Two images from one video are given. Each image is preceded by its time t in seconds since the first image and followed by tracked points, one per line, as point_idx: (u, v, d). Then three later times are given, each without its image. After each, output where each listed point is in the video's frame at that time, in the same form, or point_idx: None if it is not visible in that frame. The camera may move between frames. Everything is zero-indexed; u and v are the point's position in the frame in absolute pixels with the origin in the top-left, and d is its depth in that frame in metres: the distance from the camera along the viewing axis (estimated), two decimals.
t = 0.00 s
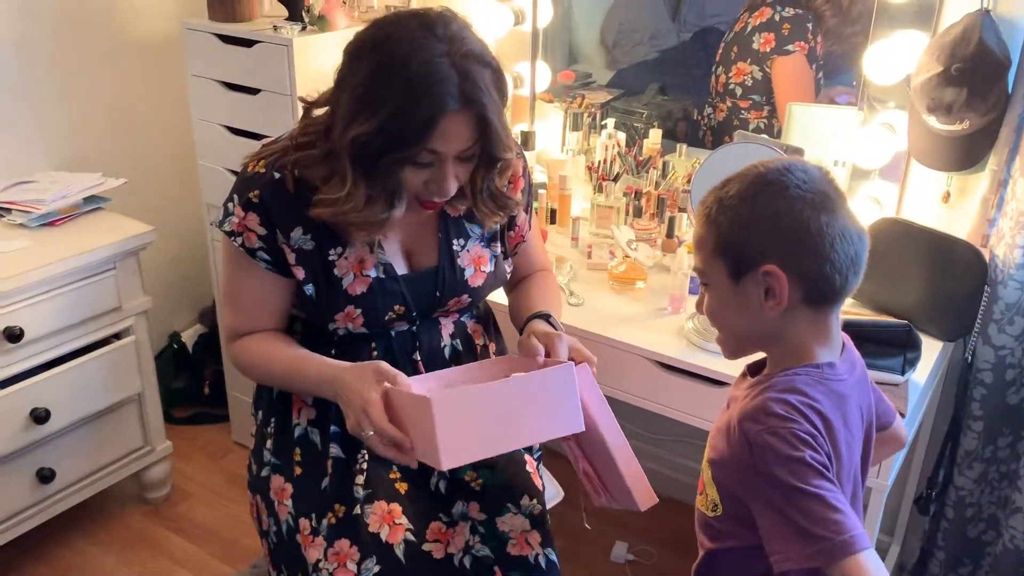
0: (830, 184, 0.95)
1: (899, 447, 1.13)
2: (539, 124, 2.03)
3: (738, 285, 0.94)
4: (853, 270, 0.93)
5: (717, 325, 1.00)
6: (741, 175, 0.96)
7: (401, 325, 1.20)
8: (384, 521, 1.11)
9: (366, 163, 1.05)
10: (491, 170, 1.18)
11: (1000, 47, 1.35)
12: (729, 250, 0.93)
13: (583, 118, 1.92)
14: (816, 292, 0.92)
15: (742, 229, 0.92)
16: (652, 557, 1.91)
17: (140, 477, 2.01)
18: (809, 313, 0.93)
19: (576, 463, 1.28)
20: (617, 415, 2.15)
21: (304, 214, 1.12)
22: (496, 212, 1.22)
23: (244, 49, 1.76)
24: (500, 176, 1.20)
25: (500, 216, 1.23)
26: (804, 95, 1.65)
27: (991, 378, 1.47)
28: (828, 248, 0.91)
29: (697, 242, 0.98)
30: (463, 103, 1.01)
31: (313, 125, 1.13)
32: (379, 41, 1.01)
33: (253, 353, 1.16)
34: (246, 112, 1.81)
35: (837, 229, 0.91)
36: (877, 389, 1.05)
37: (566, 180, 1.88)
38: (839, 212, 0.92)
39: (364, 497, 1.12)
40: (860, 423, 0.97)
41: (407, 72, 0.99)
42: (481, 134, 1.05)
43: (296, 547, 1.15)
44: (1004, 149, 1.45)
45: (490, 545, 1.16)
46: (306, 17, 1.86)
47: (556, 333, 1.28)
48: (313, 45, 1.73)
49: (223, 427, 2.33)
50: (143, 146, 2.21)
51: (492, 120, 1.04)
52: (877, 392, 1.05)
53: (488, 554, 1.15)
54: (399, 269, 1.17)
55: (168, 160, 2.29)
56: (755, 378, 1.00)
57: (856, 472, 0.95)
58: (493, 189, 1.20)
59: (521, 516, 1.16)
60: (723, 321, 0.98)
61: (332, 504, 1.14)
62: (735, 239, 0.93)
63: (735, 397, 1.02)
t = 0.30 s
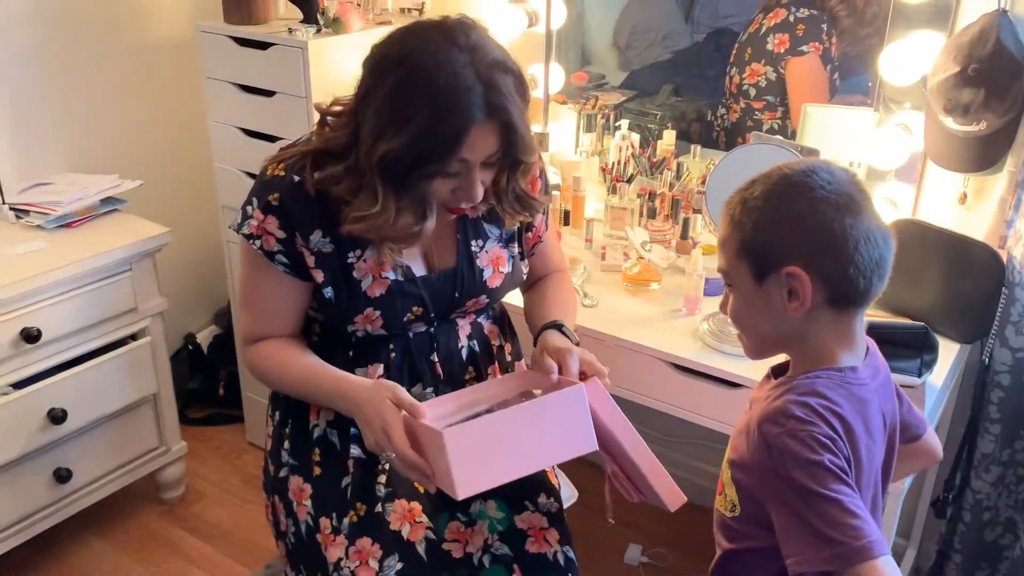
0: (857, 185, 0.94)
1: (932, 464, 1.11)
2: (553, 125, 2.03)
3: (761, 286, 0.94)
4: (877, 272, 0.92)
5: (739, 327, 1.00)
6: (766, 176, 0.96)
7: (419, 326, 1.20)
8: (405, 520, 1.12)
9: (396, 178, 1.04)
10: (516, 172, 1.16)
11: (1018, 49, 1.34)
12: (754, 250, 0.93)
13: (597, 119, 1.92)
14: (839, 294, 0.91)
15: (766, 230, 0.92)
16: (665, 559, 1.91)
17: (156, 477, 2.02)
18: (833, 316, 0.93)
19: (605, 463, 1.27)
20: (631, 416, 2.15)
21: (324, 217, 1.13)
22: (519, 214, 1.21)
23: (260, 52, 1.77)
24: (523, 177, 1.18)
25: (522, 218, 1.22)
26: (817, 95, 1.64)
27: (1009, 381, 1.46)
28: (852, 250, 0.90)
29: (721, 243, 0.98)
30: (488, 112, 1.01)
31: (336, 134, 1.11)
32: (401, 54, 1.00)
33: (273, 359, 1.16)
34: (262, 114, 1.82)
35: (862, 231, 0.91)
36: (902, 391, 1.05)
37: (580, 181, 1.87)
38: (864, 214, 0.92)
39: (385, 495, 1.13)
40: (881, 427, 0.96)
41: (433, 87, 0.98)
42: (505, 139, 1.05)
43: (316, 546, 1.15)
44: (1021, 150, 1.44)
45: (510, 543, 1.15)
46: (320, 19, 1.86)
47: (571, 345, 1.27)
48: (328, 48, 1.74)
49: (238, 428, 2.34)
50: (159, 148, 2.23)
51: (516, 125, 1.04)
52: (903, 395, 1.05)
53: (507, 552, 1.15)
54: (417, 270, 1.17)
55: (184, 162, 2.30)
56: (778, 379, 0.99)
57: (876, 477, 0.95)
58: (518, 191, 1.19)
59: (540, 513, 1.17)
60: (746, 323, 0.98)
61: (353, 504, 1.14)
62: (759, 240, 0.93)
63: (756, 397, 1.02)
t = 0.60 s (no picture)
0: (873, 183, 0.94)
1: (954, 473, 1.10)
2: (563, 126, 2.02)
3: (778, 286, 0.94)
4: (896, 271, 0.92)
5: (757, 328, 0.99)
6: (782, 176, 0.96)
7: (432, 326, 1.20)
8: (421, 519, 1.13)
9: (413, 188, 1.03)
10: (528, 181, 1.14)
11: None
12: (770, 251, 0.93)
13: (607, 119, 1.91)
14: (857, 294, 0.91)
15: (781, 230, 0.92)
16: (677, 560, 1.90)
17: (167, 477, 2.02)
18: (851, 316, 0.93)
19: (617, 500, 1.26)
20: (642, 417, 2.14)
21: (339, 217, 1.13)
22: (528, 221, 1.21)
23: (271, 54, 1.77)
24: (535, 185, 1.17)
25: (532, 224, 1.22)
26: (827, 95, 1.64)
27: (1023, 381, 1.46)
28: (870, 250, 0.90)
29: (738, 244, 0.98)
30: (507, 124, 1.00)
31: (351, 136, 1.11)
32: (418, 64, 0.99)
33: (291, 368, 1.17)
34: (272, 116, 1.83)
35: (879, 230, 0.90)
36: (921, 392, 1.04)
37: (591, 181, 1.87)
38: (881, 212, 0.91)
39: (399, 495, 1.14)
40: (899, 429, 0.95)
41: (453, 100, 0.97)
42: (521, 152, 1.05)
43: (328, 545, 1.15)
44: None
45: (522, 541, 1.16)
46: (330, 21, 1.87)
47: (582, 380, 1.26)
48: (338, 49, 1.74)
49: (248, 428, 2.35)
50: (170, 148, 2.24)
51: (535, 138, 1.03)
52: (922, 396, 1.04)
53: (520, 549, 1.15)
54: (432, 271, 1.17)
55: (195, 164, 2.31)
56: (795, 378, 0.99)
57: (893, 478, 0.94)
58: (529, 199, 1.19)
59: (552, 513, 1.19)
60: (763, 324, 0.97)
61: (367, 503, 1.14)
62: (775, 241, 0.92)
63: (774, 396, 1.01)
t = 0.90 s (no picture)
0: (867, 183, 0.94)
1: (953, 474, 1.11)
2: (566, 126, 2.03)
3: (779, 293, 0.94)
4: (896, 270, 0.92)
5: (762, 334, 0.99)
6: (777, 182, 0.96)
7: (437, 326, 1.20)
8: (424, 521, 1.13)
9: (418, 189, 1.03)
10: (531, 181, 1.15)
11: None
12: (769, 258, 0.93)
13: (610, 119, 1.91)
14: (859, 294, 0.91)
15: (778, 236, 0.92)
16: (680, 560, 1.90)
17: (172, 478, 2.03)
18: (856, 316, 0.93)
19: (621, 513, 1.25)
20: (645, 417, 2.14)
21: (346, 215, 1.13)
22: (533, 220, 1.22)
23: (274, 55, 1.78)
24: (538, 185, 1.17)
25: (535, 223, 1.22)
26: (830, 95, 1.64)
27: None
28: (868, 249, 0.90)
29: (737, 250, 0.98)
30: (511, 128, 1.00)
31: (356, 134, 1.11)
32: (423, 65, 0.99)
33: (316, 380, 1.15)
34: (276, 118, 1.83)
35: (876, 230, 0.90)
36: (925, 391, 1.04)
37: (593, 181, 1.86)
38: (878, 212, 0.91)
39: (405, 496, 1.15)
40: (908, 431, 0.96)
41: (458, 100, 0.97)
42: (524, 152, 1.05)
43: (332, 546, 1.16)
44: None
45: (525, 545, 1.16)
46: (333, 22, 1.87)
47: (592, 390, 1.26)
48: (341, 51, 1.75)
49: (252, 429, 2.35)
50: (175, 149, 2.24)
51: (538, 141, 1.03)
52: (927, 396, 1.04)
53: (523, 552, 1.15)
54: (438, 270, 1.17)
55: (198, 166, 2.31)
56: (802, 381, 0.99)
57: (902, 481, 0.94)
58: (532, 199, 1.20)
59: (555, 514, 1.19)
60: (769, 331, 0.97)
61: (371, 505, 1.14)
62: (774, 247, 0.92)
63: (781, 400, 1.01)
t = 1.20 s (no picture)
0: (861, 182, 0.94)
1: (955, 471, 1.11)
2: (565, 126, 2.03)
3: (777, 296, 0.94)
4: (893, 268, 0.92)
5: (762, 336, 0.99)
6: (771, 184, 0.96)
7: (438, 324, 1.20)
8: (426, 519, 1.13)
9: (419, 183, 1.03)
10: (533, 177, 1.16)
11: None
12: (765, 260, 0.93)
13: (608, 119, 1.91)
14: (856, 293, 0.91)
15: (773, 238, 0.92)
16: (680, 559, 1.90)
17: (171, 479, 2.03)
18: (856, 316, 0.92)
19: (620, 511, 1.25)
20: (645, 417, 2.14)
21: (348, 213, 1.13)
22: (534, 217, 1.22)
23: (272, 55, 1.78)
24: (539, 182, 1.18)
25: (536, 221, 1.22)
26: (828, 93, 1.64)
27: None
28: (863, 248, 0.90)
29: (733, 255, 0.98)
30: (512, 122, 1.00)
31: (356, 129, 1.11)
32: (427, 59, 0.99)
33: (323, 376, 1.15)
34: (273, 118, 1.83)
35: (870, 228, 0.90)
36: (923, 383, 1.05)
37: (592, 180, 1.86)
38: (872, 210, 0.91)
39: (406, 494, 1.15)
40: (910, 428, 0.96)
41: (460, 94, 0.97)
42: (525, 147, 1.05)
43: (334, 544, 1.16)
44: None
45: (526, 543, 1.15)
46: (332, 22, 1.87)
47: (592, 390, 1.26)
48: (339, 51, 1.75)
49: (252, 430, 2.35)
50: (173, 149, 2.24)
51: (539, 135, 1.03)
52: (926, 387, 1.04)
53: (524, 550, 1.14)
54: (439, 268, 1.17)
55: (197, 167, 2.31)
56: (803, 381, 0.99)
57: (906, 479, 0.94)
58: (534, 196, 1.20)
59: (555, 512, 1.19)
60: (771, 334, 0.97)
61: (372, 503, 1.14)
62: (769, 250, 0.92)
63: (782, 400, 1.01)
